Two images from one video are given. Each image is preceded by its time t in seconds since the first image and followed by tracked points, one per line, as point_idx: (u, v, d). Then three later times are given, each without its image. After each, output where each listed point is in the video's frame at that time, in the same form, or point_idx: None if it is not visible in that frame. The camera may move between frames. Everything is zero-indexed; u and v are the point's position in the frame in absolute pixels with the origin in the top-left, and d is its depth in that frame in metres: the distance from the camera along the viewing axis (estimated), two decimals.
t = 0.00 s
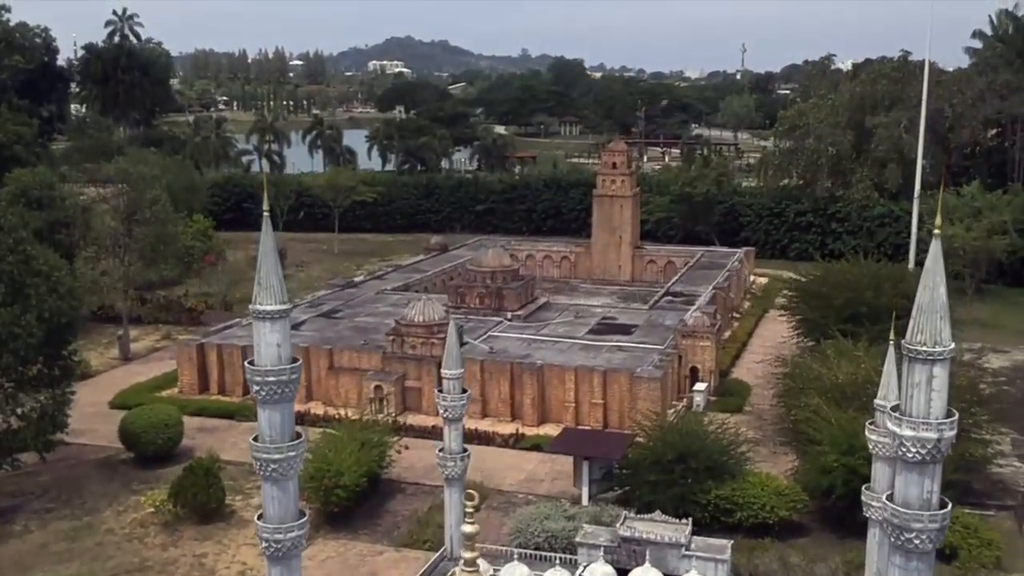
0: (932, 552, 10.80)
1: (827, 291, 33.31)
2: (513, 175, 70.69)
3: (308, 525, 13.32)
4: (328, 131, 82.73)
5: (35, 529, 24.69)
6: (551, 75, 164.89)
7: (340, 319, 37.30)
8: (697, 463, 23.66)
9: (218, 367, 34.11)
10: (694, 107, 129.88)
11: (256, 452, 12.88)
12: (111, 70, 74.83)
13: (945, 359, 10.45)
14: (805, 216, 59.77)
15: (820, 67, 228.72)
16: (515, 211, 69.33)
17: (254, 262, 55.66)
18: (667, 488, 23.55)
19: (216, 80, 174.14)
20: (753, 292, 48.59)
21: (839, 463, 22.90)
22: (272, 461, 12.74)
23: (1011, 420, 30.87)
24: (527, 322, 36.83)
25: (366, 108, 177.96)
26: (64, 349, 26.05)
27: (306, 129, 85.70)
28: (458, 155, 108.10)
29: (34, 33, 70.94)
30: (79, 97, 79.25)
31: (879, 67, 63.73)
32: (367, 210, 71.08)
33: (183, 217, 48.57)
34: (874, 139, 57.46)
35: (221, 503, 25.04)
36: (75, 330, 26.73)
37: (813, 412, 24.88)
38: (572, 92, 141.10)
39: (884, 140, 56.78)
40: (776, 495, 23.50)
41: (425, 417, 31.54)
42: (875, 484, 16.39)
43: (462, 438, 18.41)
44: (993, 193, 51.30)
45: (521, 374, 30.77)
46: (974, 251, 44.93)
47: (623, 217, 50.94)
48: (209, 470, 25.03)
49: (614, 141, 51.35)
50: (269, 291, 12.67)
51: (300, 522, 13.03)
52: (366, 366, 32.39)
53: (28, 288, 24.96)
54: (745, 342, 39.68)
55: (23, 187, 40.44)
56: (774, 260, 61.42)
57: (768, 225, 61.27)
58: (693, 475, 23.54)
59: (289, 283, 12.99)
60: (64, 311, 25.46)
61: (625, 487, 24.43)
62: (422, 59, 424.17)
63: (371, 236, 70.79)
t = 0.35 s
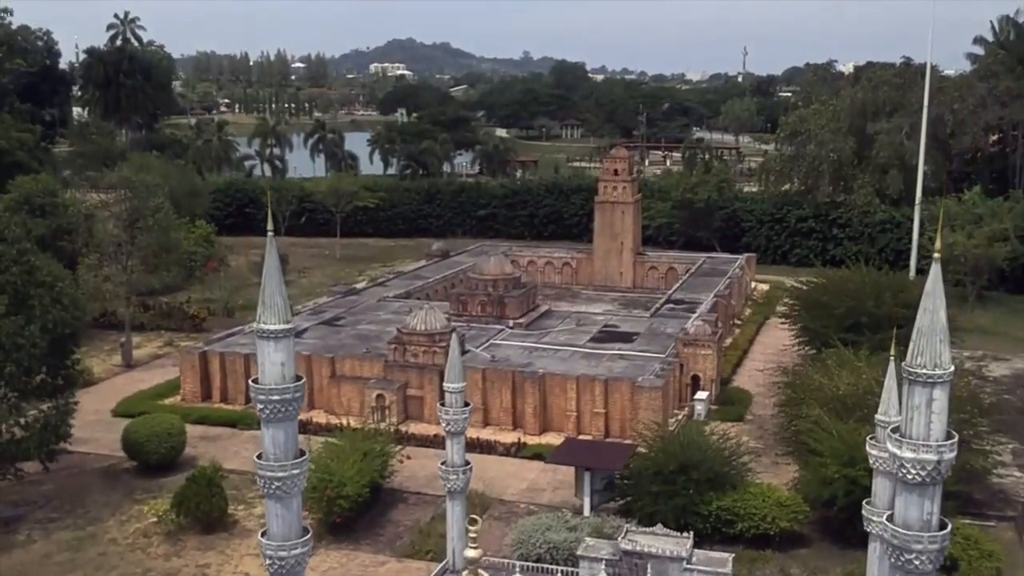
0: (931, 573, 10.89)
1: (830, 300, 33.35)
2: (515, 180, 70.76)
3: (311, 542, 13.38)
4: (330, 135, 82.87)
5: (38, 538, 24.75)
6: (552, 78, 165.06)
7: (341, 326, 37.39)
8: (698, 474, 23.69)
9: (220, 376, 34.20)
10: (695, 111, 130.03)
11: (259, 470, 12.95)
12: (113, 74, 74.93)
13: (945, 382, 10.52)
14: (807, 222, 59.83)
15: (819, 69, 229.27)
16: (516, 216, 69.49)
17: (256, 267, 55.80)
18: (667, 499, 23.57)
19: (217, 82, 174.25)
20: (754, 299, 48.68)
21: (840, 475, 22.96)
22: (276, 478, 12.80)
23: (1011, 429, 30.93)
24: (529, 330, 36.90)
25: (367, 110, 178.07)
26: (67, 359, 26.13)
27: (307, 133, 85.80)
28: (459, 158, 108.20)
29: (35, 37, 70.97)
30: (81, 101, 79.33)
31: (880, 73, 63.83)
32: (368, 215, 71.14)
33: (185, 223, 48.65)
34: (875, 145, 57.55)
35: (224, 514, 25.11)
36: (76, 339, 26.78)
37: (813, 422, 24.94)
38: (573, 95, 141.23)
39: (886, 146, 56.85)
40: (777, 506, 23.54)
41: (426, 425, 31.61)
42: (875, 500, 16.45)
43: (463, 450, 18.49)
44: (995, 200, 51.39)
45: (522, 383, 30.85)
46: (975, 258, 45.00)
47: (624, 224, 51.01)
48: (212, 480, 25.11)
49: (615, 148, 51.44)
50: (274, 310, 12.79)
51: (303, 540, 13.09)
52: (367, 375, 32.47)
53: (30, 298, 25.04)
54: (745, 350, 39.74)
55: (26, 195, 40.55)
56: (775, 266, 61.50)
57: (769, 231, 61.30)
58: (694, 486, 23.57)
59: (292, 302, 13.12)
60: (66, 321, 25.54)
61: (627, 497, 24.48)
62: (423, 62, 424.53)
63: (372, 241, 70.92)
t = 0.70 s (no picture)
0: None
1: (829, 305, 33.41)
2: (515, 183, 70.83)
3: (313, 553, 13.44)
4: (330, 137, 82.90)
5: (39, 544, 24.81)
6: (551, 79, 164.98)
7: (342, 331, 37.44)
8: (698, 481, 23.73)
9: (220, 380, 34.26)
10: (694, 112, 129.95)
11: (263, 481, 13.01)
12: (113, 76, 74.95)
13: (945, 398, 10.60)
14: (806, 225, 59.89)
15: (818, 68, 229.28)
16: (516, 219, 69.56)
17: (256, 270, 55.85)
18: (667, 505, 23.62)
19: (217, 83, 174.29)
20: (754, 302, 48.76)
21: (840, 482, 23.02)
22: (279, 489, 12.87)
23: (1010, 434, 31.00)
24: (529, 334, 36.95)
25: (366, 110, 177.89)
26: (68, 365, 26.17)
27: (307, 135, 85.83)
28: (459, 160, 108.24)
29: (36, 38, 70.91)
30: (81, 102, 79.30)
31: (880, 76, 63.85)
32: (368, 218, 71.15)
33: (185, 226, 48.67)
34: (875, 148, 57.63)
35: (225, 520, 25.16)
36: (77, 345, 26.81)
37: (812, 429, 24.99)
38: (572, 96, 141.16)
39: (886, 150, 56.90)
40: (777, 513, 23.60)
41: (427, 430, 31.67)
42: (875, 508, 16.52)
43: (464, 459, 18.55)
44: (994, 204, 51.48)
45: (522, 388, 30.90)
46: (974, 262, 45.07)
47: (624, 227, 51.03)
48: (213, 486, 25.16)
49: (615, 151, 51.47)
50: (277, 323, 12.87)
51: (306, 551, 13.16)
52: (367, 380, 32.52)
53: (32, 305, 25.08)
54: (745, 354, 39.80)
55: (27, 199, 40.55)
56: (775, 268, 61.58)
57: (768, 234, 61.35)
58: (694, 493, 23.62)
59: (295, 314, 13.18)
60: (68, 328, 25.57)
61: (627, 503, 24.53)
62: (422, 62, 424.40)
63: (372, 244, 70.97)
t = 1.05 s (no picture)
0: None
1: (829, 307, 33.47)
2: (514, 184, 70.85)
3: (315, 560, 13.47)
4: (329, 138, 82.93)
5: (41, 547, 24.84)
6: (550, 78, 164.96)
7: (342, 333, 37.48)
8: (698, 484, 23.79)
9: (221, 383, 34.32)
10: (693, 112, 129.99)
11: (265, 488, 13.05)
12: (112, 76, 74.94)
13: (945, 406, 10.66)
14: (805, 226, 59.92)
15: (816, 67, 229.62)
16: (515, 219, 69.63)
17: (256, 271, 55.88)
18: (667, 508, 23.66)
19: (216, 82, 174.18)
20: (753, 304, 48.82)
21: (840, 485, 23.08)
22: (281, 496, 12.91)
23: (1009, 436, 31.10)
24: (529, 337, 37.01)
25: (366, 110, 177.86)
26: (68, 368, 26.19)
27: (307, 135, 85.84)
28: (459, 160, 108.26)
29: (35, 38, 70.88)
30: (80, 102, 79.27)
31: (879, 77, 63.90)
32: (368, 218, 71.17)
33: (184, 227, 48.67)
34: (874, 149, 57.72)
35: (226, 523, 25.21)
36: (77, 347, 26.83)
37: (812, 433, 25.04)
38: (572, 96, 141.19)
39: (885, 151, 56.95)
40: (777, 516, 23.65)
41: (427, 432, 31.74)
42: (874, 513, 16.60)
43: (465, 463, 18.62)
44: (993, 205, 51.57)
45: (522, 391, 30.96)
46: (973, 264, 45.16)
47: (624, 229, 51.05)
48: (214, 489, 25.21)
49: (615, 153, 51.51)
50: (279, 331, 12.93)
51: (308, 558, 13.20)
52: (368, 382, 32.58)
53: (33, 308, 25.09)
54: (745, 356, 39.86)
55: (27, 201, 40.59)
56: (774, 269, 61.65)
57: (768, 235, 61.41)
58: (694, 496, 23.68)
59: (297, 321, 13.24)
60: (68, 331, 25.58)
61: (627, 506, 24.58)
62: (421, 61, 424.41)
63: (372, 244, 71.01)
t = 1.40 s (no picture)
0: None
1: (829, 310, 33.54)
2: (514, 185, 70.93)
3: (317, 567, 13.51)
4: (328, 139, 82.98)
5: (42, 551, 24.87)
6: (549, 79, 165.08)
7: (342, 336, 37.54)
8: (697, 488, 23.86)
9: (221, 385, 34.37)
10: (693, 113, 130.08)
11: (268, 496, 13.10)
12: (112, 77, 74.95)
13: (945, 416, 10.72)
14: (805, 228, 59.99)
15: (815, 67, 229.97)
16: (515, 221, 69.69)
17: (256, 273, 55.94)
18: (667, 513, 23.72)
19: (216, 83, 174.17)
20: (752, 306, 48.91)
21: (840, 489, 23.15)
22: (283, 504, 12.96)
23: (1007, 440, 31.20)
24: (529, 339, 37.07)
25: (365, 111, 177.92)
26: (69, 372, 26.21)
27: (306, 136, 85.87)
28: (458, 161, 108.35)
29: (35, 39, 70.86)
30: (80, 102, 79.31)
31: (878, 79, 63.98)
32: (367, 220, 71.24)
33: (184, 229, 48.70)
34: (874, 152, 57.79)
35: (227, 526, 25.26)
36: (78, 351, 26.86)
37: (812, 437, 25.09)
38: (571, 98, 141.29)
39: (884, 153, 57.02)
40: (776, 520, 23.71)
41: (427, 435, 31.79)
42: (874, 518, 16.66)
43: (466, 468, 18.67)
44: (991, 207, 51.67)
45: (522, 394, 31.01)
46: (972, 266, 45.24)
47: (624, 231, 51.07)
48: (215, 493, 25.26)
49: (615, 155, 51.55)
50: (282, 339, 12.97)
51: (310, 565, 13.25)
52: (368, 385, 32.64)
53: (34, 312, 25.13)
54: (744, 359, 39.94)
55: (28, 203, 40.64)
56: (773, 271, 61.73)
57: (767, 237, 61.47)
58: (694, 500, 23.74)
59: (300, 329, 13.30)
60: (70, 335, 25.60)
61: (627, 510, 24.63)
62: (421, 62, 424.51)
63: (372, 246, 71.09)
